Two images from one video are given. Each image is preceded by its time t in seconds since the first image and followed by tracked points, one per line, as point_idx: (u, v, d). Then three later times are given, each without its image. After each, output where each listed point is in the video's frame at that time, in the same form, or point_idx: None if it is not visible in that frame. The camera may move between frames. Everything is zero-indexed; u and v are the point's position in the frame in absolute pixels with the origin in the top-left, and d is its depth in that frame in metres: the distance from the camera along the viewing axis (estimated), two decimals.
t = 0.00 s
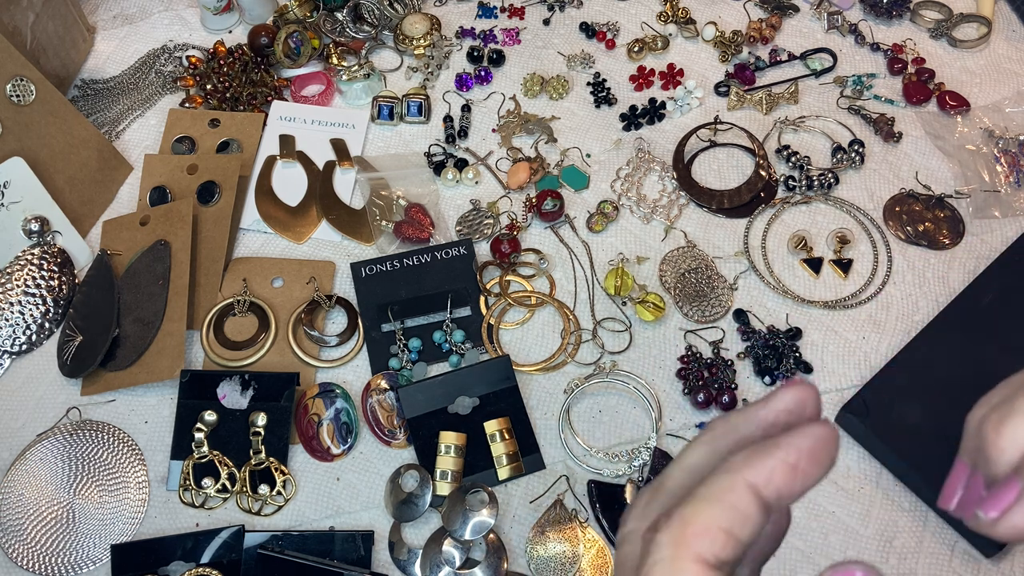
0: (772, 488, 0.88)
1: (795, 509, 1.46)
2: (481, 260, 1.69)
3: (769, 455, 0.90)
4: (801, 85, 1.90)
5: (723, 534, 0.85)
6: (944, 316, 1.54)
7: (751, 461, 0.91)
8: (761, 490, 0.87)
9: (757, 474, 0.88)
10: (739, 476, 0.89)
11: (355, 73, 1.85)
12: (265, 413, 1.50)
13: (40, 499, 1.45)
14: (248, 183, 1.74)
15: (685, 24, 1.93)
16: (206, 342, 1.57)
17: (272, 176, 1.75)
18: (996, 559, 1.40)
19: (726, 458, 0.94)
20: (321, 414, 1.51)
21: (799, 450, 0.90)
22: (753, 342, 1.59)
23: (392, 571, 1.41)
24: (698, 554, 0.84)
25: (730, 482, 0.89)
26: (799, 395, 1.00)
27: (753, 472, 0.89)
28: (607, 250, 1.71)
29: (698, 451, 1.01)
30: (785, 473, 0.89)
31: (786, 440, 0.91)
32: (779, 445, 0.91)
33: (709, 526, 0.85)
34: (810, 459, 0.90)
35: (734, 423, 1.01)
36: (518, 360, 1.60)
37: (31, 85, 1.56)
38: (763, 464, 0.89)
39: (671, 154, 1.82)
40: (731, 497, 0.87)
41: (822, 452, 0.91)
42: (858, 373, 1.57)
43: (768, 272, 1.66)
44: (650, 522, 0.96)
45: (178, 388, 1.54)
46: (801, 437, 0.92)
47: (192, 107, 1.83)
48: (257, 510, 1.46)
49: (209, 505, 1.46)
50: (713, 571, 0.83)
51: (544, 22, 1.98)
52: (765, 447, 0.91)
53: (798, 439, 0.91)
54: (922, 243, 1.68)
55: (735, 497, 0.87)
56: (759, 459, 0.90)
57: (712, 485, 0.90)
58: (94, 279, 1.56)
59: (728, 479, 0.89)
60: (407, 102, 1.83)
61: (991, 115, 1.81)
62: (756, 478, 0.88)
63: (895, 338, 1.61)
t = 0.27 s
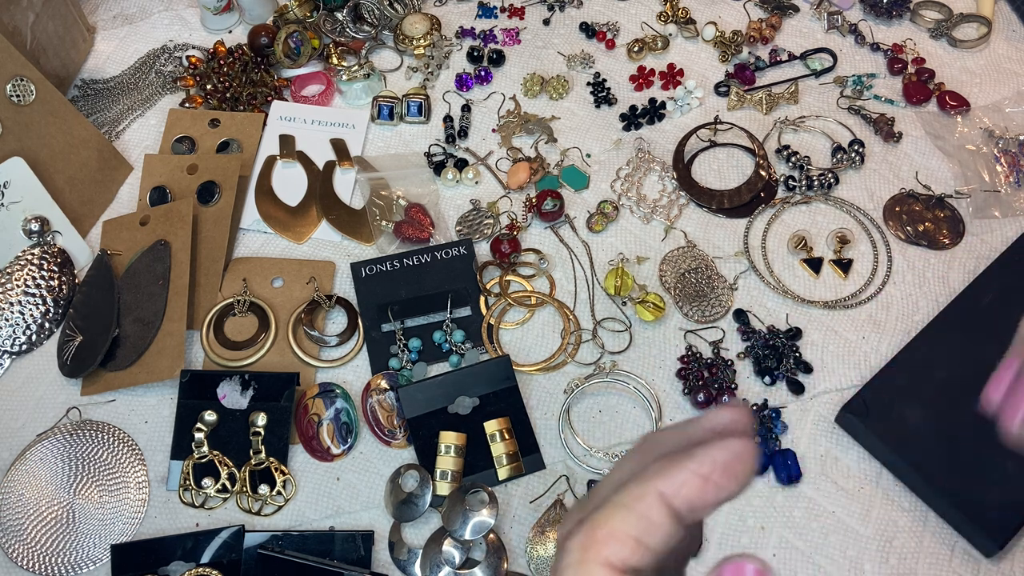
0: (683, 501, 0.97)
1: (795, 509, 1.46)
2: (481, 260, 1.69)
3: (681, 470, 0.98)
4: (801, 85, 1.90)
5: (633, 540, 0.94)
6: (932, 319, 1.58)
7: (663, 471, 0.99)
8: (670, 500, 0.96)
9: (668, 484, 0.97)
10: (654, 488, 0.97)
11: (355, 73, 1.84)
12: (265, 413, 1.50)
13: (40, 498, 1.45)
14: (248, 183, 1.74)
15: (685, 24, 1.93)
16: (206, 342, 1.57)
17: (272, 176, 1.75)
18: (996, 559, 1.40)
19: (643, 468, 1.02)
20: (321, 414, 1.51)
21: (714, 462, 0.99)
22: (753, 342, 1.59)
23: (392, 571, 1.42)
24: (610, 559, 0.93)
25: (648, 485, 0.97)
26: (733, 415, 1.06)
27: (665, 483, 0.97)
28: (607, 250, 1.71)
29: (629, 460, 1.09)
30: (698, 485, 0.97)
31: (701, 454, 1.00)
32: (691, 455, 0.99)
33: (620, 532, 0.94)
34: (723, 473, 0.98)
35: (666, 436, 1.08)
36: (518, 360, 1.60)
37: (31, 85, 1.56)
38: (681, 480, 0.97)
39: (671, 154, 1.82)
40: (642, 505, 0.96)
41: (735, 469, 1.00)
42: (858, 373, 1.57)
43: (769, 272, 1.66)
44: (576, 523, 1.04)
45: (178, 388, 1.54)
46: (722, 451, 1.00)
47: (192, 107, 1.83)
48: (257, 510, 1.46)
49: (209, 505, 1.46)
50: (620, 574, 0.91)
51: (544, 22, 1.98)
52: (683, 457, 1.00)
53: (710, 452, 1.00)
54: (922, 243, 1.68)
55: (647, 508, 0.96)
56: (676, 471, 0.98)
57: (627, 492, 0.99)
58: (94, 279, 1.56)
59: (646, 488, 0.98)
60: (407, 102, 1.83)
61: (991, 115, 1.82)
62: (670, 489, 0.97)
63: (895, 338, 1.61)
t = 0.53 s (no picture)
0: (494, 475, 0.83)
1: (794, 509, 1.46)
2: (481, 260, 1.69)
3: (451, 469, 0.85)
4: (801, 85, 1.90)
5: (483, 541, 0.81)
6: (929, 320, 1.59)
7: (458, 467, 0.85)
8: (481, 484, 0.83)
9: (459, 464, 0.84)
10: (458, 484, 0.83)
11: (355, 73, 1.84)
12: (265, 413, 1.50)
13: (40, 498, 1.45)
14: (248, 183, 1.74)
15: (685, 24, 1.93)
16: (206, 342, 1.57)
17: (272, 176, 1.75)
18: (996, 558, 1.40)
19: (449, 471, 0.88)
20: (321, 414, 1.51)
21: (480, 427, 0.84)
22: (753, 342, 1.59)
23: (391, 570, 1.42)
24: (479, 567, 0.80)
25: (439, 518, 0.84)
26: (577, 420, 0.94)
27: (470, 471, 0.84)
28: (607, 250, 1.71)
29: (579, 474, 0.94)
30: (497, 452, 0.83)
31: (467, 422, 0.85)
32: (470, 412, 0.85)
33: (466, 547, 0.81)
34: (497, 423, 0.84)
35: (581, 441, 0.94)
36: (518, 361, 1.60)
37: (31, 85, 1.56)
38: (471, 460, 0.83)
39: (671, 154, 1.82)
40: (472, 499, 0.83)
41: (506, 408, 0.85)
42: (858, 372, 1.57)
43: (768, 272, 1.66)
44: (593, 564, 0.93)
45: (178, 388, 1.54)
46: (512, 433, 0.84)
47: (192, 107, 1.83)
48: (257, 510, 1.46)
49: (209, 505, 1.46)
50: None
51: (544, 22, 1.98)
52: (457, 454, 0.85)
53: (480, 400, 0.85)
54: (922, 243, 1.69)
55: (481, 505, 0.83)
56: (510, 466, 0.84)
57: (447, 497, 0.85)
58: (94, 279, 1.56)
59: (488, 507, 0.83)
60: (407, 101, 1.83)
61: (991, 115, 1.82)
62: (489, 477, 0.83)
63: (895, 338, 1.61)
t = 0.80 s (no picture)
0: (346, 526, 0.84)
1: (794, 509, 1.46)
2: (481, 260, 1.69)
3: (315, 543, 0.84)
4: (801, 85, 1.90)
5: None
6: (930, 320, 1.59)
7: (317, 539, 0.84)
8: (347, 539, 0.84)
9: (313, 541, 0.83)
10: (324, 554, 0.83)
11: (355, 73, 1.84)
12: (265, 413, 1.50)
13: (40, 499, 1.45)
14: (248, 183, 1.74)
15: (685, 24, 1.93)
16: (206, 342, 1.57)
17: (272, 176, 1.75)
18: (996, 559, 1.40)
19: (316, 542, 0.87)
20: (321, 414, 1.50)
21: (303, 502, 0.82)
22: (753, 342, 1.59)
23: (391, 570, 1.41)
24: None
25: (372, 511, 1.05)
26: (551, 422, 1.01)
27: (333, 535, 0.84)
28: (607, 250, 1.71)
29: (561, 475, 1.02)
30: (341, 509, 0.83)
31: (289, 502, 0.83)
32: (289, 508, 0.83)
33: None
34: (309, 483, 0.83)
35: (558, 444, 1.01)
36: (518, 361, 1.60)
37: (31, 85, 1.56)
38: (316, 528, 0.83)
39: (671, 154, 1.82)
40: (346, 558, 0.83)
41: (310, 467, 0.83)
42: (858, 373, 1.57)
43: (768, 272, 1.66)
44: (583, 562, 1.01)
45: (178, 388, 1.54)
46: (395, 458, 0.96)
47: (192, 107, 1.83)
48: (257, 510, 1.46)
49: (209, 505, 1.46)
50: None
51: (544, 22, 1.98)
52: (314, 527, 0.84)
53: (290, 493, 0.83)
54: (922, 244, 1.68)
55: (357, 560, 0.83)
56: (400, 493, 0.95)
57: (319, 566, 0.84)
58: (94, 279, 1.56)
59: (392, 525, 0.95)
60: (407, 101, 1.83)
61: (991, 116, 1.82)
62: (346, 530, 0.84)
63: (895, 338, 1.61)
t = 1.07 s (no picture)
0: (314, 552, 0.87)
1: (794, 509, 1.45)
2: (481, 260, 1.69)
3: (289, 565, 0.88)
4: (801, 85, 1.90)
5: None
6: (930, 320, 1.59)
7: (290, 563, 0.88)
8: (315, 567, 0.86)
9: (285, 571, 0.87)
10: None
11: (355, 73, 1.84)
12: (265, 413, 1.50)
13: (40, 499, 1.45)
14: (248, 183, 1.74)
15: (685, 24, 1.93)
16: (206, 342, 1.57)
17: (272, 176, 1.75)
18: (996, 559, 1.40)
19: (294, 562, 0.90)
20: (321, 414, 1.51)
21: (271, 532, 0.86)
22: (753, 342, 1.59)
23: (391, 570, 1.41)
24: None
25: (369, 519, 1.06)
26: (550, 422, 1.01)
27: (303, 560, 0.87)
28: (607, 250, 1.71)
29: (561, 476, 1.02)
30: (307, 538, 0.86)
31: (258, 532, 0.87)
32: (256, 537, 0.86)
33: None
34: (275, 513, 0.86)
35: (557, 445, 1.01)
36: (518, 361, 1.60)
37: (31, 85, 1.56)
38: (285, 554, 0.86)
39: (671, 154, 1.82)
40: None
41: (274, 497, 0.86)
42: (858, 373, 1.57)
43: (768, 272, 1.66)
44: (581, 565, 1.01)
45: (178, 388, 1.54)
46: (377, 473, 0.99)
47: (192, 107, 1.83)
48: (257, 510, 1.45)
49: (209, 505, 1.46)
50: None
51: (544, 22, 1.98)
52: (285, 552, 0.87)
53: (257, 523, 0.86)
54: (922, 244, 1.68)
55: None
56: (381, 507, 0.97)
57: None
58: (94, 279, 1.56)
59: (380, 537, 0.98)
60: (407, 101, 1.83)
61: (991, 116, 1.81)
62: (315, 557, 0.87)
63: (895, 338, 1.61)
